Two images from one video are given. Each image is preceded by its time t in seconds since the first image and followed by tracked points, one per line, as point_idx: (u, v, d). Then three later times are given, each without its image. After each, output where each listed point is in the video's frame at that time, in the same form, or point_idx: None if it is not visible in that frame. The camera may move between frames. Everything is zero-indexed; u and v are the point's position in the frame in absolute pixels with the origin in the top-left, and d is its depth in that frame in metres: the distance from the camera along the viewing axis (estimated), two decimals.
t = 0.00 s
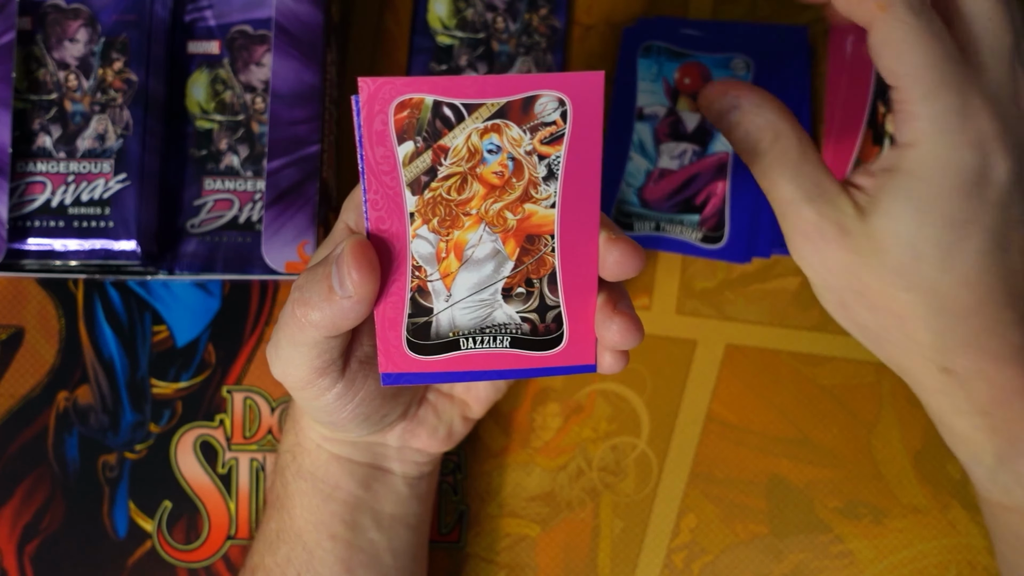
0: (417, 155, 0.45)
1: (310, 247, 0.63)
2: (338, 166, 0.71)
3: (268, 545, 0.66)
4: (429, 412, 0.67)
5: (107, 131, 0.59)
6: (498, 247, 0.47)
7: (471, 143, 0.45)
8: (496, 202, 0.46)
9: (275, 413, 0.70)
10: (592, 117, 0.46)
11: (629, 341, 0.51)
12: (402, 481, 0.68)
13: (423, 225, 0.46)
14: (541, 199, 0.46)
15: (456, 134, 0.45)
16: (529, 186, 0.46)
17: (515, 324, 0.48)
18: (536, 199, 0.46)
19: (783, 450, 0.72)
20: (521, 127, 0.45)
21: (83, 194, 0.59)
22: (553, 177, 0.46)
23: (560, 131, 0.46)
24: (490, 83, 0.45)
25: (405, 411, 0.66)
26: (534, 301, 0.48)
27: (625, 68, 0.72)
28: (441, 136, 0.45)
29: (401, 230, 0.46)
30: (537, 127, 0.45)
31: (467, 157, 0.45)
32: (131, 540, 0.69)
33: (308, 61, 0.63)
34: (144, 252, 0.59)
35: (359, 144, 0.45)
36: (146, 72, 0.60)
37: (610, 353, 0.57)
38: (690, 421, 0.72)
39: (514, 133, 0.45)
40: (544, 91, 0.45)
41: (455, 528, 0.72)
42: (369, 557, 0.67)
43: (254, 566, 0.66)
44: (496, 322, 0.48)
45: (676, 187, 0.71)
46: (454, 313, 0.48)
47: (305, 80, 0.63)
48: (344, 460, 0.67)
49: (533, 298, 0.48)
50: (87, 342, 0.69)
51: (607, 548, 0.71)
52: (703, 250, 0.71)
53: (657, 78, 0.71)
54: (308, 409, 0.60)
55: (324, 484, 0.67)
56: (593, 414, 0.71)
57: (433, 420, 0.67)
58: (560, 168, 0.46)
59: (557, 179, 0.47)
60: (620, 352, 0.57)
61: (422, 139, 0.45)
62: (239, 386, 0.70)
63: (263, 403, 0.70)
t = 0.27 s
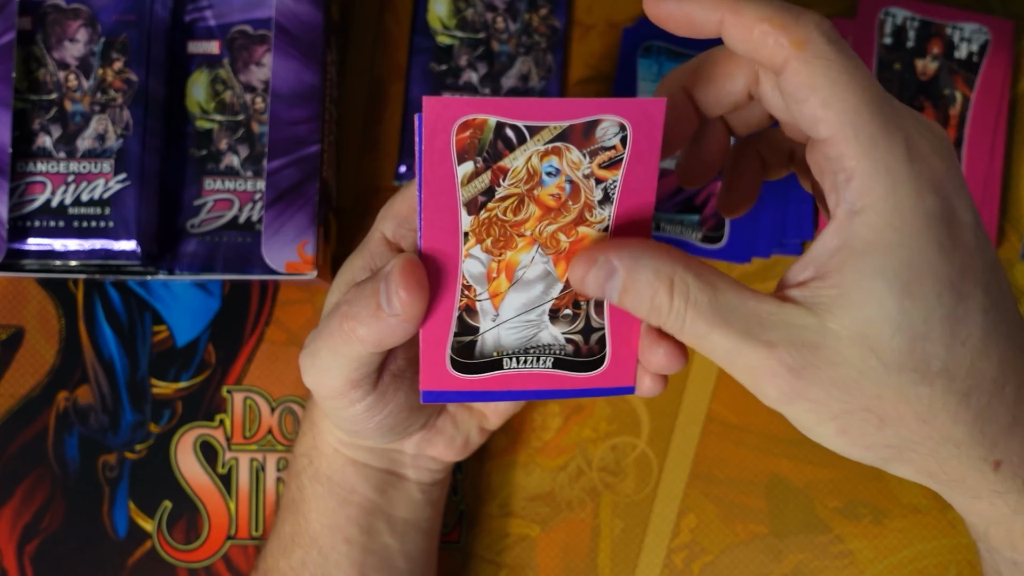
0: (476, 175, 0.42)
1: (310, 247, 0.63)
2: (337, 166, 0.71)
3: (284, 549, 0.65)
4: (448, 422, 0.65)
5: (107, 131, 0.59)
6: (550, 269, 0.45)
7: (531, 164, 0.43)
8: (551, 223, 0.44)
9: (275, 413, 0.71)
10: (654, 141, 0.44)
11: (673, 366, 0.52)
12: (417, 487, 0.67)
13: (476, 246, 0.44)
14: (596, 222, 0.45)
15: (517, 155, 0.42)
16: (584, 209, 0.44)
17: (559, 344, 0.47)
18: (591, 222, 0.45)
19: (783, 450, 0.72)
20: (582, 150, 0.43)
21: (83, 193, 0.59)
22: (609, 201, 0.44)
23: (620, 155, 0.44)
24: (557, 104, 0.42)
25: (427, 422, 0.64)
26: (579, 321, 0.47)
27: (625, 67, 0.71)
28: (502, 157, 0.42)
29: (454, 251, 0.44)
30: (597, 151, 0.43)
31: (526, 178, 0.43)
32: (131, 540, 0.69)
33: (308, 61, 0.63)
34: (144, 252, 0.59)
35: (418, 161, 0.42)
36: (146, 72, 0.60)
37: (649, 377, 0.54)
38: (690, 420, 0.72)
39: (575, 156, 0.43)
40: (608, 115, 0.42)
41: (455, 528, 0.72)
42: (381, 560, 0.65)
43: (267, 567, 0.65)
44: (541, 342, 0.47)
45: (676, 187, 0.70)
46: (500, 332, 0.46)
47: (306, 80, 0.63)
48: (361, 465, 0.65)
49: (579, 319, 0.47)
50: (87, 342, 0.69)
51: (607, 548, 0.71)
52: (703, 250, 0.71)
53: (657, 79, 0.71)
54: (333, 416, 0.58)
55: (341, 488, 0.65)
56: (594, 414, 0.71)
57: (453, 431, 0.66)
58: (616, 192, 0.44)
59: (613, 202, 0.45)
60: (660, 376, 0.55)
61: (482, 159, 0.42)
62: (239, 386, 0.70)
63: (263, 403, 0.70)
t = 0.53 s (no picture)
0: (470, 140, 0.40)
1: (310, 247, 0.63)
2: (338, 166, 0.71)
3: (280, 545, 0.65)
4: (445, 419, 0.66)
5: (107, 131, 0.59)
6: (549, 235, 0.43)
7: (526, 126, 0.41)
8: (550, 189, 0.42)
9: (274, 413, 0.71)
10: (649, 97, 0.42)
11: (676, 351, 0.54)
12: (414, 484, 0.67)
13: (473, 213, 0.42)
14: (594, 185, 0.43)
15: (511, 116, 0.40)
16: (582, 172, 0.42)
17: (563, 317, 0.45)
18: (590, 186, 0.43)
19: (783, 450, 0.72)
20: (577, 108, 0.41)
21: (83, 193, 0.59)
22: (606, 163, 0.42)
23: (615, 112, 0.41)
24: (549, 61, 0.40)
25: (424, 418, 0.64)
26: (583, 291, 0.45)
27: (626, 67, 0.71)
28: (496, 119, 0.40)
29: (450, 221, 0.42)
30: (592, 109, 0.41)
31: (521, 141, 0.41)
32: (131, 540, 0.69)
33: (307, 61, 0.63)
34: (144, 252, 0.59)
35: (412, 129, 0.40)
36: (146, 72, 0.60)
37: (652, 361, 0.57)
38: (690, 420, 0.72)
39: (570, 115, 0.41)
40: (601, 69, 0.40)
41: (455, 528, 0.72)
42: (380, 560, 0.65)
43: (263, 565, 0.65)
44: (544, 313, 0.45)
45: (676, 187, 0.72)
46: (502, 304, 0.45)
47: (306, 80, 0.63)
48: (358, 461, 0.65)
49: (583, 288, 0.45)
50: (88, 342, 0.69)
51: (607, 548, 0.71)
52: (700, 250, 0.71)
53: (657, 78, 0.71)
54: (332, 411, 0.58)
55: (338, 484, 0.65)
56: (593, 414, 0.72)
57: (449, 428, 0.66)
58: (613, 152, 0.42)
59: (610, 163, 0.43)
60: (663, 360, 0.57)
61: (475, 122, 0.40)
62: (239, 386, 0.70)
63: (263, 403, 0.70)
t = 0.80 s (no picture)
0: (512, 31, 0.36)
1: (310, 247, 0.63)
2: (337, 166, 0.71)
3: (283, 546, 0.65)
4: (452, 425, 0.65)
5: (107, 131, 0.59)
6: (583, 142, 0.40)
7: (571, 22, 0.37)
8: (588, 92, 0.39)
9: (275, 413, 0.71)
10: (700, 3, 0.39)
11: (688, 371, 0.55)
12: (418, 488, 0.67)
13: (507, 112, 0.38)
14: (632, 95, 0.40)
15: (555, 10, 0.37)
16: (623, 78, 0.39)
17: (587, 231, 0.43)
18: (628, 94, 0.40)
19: (783, 450, 0.72)
20: (625, 8, 0.38)
21: (83, 193, 0.59)
22: (649, 70, 0.40)
23: (664, 17, 0.38)
24: None
25: (431, 423, 0.64)
26: (611, 206, 0.43)
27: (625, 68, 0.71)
28: (540, 12, 0.37)
29: (480, 125, 0.38)
30: (641, 11, 0.38)
31: (565, 38, 0.37)
32: (130, 540, 0.69)
33: (307, 61, 0.63)
34: (144, 252, 0.59)
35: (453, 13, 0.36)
36: (146, 72, 0.60)
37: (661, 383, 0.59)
38: (690, 420, 0.72)
39: (617, 15, 0.38)
40: None
41: (455, 528, 0.72)
42: (383, 560, 0.66)
43: (267, 565, 0.65)
44: (569, 226, 0.43)
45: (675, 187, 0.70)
46: (525, 214, 0.42)
47: (306, 80, 0.63)
48: (363, 464, 0.66)
49: (611, 204, 0.43)
50: (87, 342, 0.69)
51: (607, 548, 0.71)
52: (701, 250, 0.70)
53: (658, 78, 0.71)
54: (340, 415, 0.58)
55: (342, 487, 0.66)
56: (593, 414, 0.71)
57: (455, 433, 0.66)
58: (658, 58, 0.39)
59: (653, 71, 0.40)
60: (673, 382, 0.58)
61: (519, 13, 0.36)
62: (239, 386, 0.70)
63: (263, 403, 0.70)
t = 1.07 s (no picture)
0: None
1: (310, 247, 0.63)
2: (337, 166, 0.71)
3: (284, 547, 0.65)
4: (452, 425, 0.65)
5: (107, 131, 0.59)
6: None
7: None
8: None
9: (275, 413, 0.71)
10: None
11: (688, 376, 0.54)
12: (419, 488, 0.67)
13: None
14: None
15: None
16: None
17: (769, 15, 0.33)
18: None
19: (783, 450, 0.72)
20: None
21: (83, 193, 0.59)
22: None
23: None
24: None
25: (432, 424, 0.64)
26: None
27: (625, 68, 0.71)
28: None
29: None
30: None
31: None
32: (131, 540, 0.69)
33: (307, 61, 0.63)
34: (144, 252, 0.59)
35: None
36: (146, 72, 0.60)
37: (661, 386, 0.58)
38: (690, 420, 0.72)
39: None
40: None
41: (455, 528, 0.72)
42: (384, 561, 0.65)
43: (267, 566, 0.65)
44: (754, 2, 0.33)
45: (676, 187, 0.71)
46: None
47: (306, 80, 0.63)
48: (364, 465, 0.65)
49: None
50: (87, 342, 0.69)
51: (607, 548, 0.71)
52: (704, 250, 0.71)
53: (657, 78, 0.71)
54: (339, 415, 0.58)
55: (343, 488, 0.65)
56: (593, 414, 0.71)
57: (457, 434, 0.66)
58: None
59: None
60: (673, 386, 0.58)
61: None
62: (239, 386, 0.70)
63: (263, 403, 0.70)
